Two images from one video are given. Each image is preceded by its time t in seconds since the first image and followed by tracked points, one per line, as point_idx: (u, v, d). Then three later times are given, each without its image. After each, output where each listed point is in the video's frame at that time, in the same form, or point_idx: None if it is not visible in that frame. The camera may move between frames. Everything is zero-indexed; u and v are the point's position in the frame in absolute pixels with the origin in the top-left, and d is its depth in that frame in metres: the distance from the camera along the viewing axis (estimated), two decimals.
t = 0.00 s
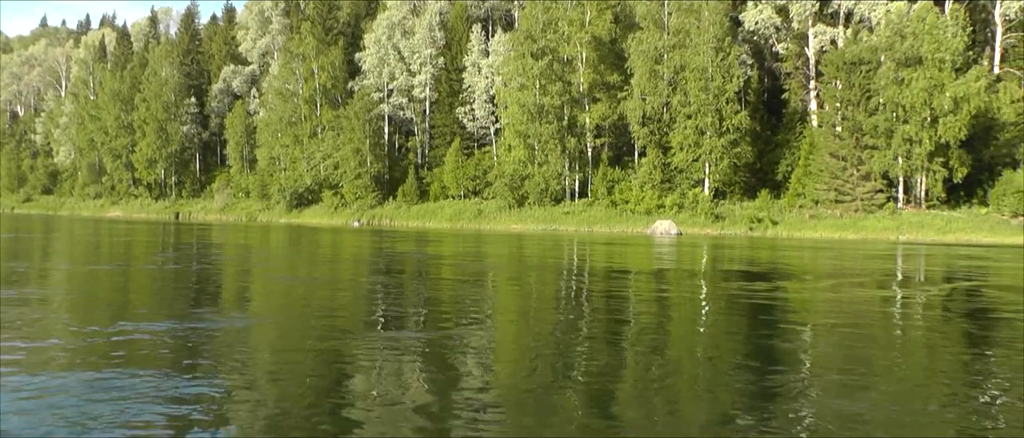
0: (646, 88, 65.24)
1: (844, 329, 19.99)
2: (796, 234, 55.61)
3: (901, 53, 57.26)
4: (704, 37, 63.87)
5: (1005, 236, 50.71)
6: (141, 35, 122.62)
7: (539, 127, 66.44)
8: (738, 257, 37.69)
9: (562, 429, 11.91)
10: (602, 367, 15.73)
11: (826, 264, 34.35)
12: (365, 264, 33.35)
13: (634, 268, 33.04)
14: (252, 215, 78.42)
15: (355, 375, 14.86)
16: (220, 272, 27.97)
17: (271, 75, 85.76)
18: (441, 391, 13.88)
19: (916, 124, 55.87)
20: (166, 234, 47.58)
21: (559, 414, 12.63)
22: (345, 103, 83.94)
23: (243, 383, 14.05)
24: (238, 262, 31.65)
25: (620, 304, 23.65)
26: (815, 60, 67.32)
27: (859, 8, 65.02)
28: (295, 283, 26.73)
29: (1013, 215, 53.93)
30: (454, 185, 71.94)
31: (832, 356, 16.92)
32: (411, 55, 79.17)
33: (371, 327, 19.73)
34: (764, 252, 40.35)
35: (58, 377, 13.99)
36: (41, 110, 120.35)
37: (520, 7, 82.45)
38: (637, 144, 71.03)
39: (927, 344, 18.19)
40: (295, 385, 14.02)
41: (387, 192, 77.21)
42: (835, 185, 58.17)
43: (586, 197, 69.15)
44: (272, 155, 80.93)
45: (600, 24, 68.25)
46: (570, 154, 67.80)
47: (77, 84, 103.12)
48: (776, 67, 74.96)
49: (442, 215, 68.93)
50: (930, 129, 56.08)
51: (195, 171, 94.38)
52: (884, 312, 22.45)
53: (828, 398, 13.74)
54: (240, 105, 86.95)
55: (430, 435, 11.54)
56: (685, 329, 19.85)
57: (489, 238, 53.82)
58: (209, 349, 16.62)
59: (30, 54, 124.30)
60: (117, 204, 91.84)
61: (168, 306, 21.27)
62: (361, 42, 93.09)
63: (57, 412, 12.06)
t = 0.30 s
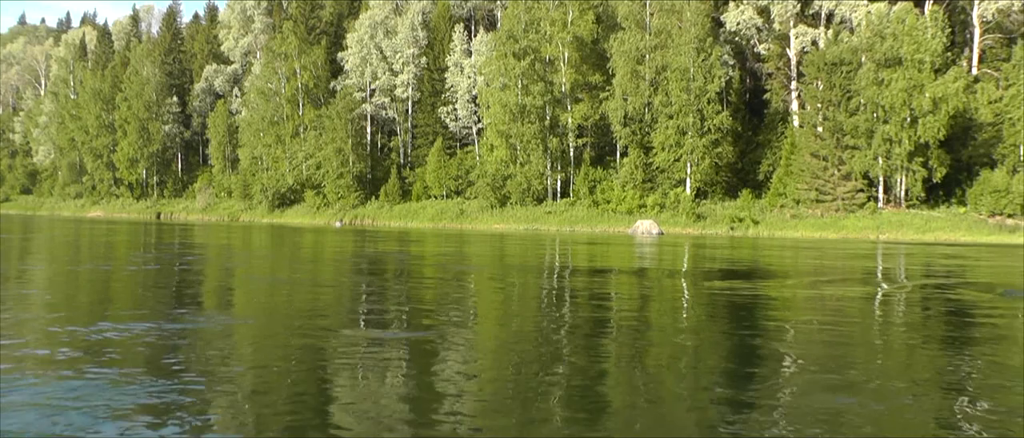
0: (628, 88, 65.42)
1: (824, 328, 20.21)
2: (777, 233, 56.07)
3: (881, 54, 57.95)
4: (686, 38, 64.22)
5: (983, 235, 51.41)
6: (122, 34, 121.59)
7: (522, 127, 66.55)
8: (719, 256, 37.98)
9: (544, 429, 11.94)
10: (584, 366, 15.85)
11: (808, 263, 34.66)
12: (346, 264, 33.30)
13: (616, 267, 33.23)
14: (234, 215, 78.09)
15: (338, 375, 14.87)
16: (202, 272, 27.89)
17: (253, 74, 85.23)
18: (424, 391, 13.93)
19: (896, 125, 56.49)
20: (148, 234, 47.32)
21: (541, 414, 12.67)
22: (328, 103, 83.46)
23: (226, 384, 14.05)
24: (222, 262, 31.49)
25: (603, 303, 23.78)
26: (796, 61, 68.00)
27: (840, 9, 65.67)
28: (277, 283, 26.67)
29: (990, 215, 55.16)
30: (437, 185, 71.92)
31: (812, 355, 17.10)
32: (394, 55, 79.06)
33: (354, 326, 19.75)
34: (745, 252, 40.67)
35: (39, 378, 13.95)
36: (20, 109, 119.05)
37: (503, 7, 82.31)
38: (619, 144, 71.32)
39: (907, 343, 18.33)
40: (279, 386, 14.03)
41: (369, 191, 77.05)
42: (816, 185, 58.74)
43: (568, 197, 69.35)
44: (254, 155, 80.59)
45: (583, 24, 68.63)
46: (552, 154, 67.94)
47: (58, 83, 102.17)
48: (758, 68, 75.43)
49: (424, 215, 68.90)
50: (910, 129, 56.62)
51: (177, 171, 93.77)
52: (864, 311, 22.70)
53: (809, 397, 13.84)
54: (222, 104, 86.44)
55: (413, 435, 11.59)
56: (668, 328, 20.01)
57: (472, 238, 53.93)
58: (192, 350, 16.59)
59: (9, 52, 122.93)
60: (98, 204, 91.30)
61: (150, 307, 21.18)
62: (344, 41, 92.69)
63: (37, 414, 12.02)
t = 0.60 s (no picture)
0: (611, 88, 65.61)
1: (807, 327, 20.34)
2: (760, 232, 56.38)
3: (864, 55, 58.20)
4: (669, 38, 64.44)
5: (964, 234, 51.98)
6: (105, 33, 120.57)
7: (506, 127, 66.58)
8: (703, 256, 38.16)
9: (527, 428, 11.95)
10: (569, 366, 15.89)
11: (791, 263, 34.87)
12: (330, 265, 33.18)
13: (600, 267, 33.34)
14: (218, 215, 77.66)
15: (323, 376, 14.82)
16: (185, 273, 27.70)
17: (236, 74, 84.73)
18: (408, 391, 13.92)
19: (878, 125, 56.94)
20: (130, 235, 46.96)
21: (523, 414, 12.67)
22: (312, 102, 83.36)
23: (210, 385, 13.97)
24: (205, 262, 31.27)
25: (587, 303, 23.83)
26: (779, 62, 68.32)
27: (823, 10, 66.09)
28: (260, 284, 26.55)
29: (970, 214, 55.54)
30: (421, 185, 71.79)
31: (796, 354, 17.20)
32: (377, 54, 78.40)
33: (338, 327, 19.69)
34: (729, 252, 40.79)
35: (20, 380, 13.84)
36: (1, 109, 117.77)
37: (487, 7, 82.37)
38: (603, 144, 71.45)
39: (889, 342, 18.45)
40: (263, 386, 13.97)
41: (353, 191, 76.80)
42: (799, 185, 59.08)
43: (552, 196, 69.40)
44: (238, 155, 80.15)
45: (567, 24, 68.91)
46: (536, 154, 67.93)
47: (39, 82, 101.17)
48: (742, 68, 75.90)
49: (408, 215, 68.76)
50: (892, 129, 57.08)
51: (160, 171, 93.08)
52: (847, 310, 22.83)
53: (794, 397, 13.86)
54: (206, 104, 85.87)
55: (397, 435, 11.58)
56: (652, 327, 20.08)
57: (457, 237, 54.07)
58: (175, 351, 16.49)
59: None
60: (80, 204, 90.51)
61: (132, 308, 21.03)
62: (328, 41, 92.26)
63: (17, 416, 11.92)
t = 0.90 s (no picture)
0: (593, 89, 65.78)
1: (789, 325, 20.46)
2: (742, 232, 56.75)
3: (844, 55, 58.66)
4: (650, 38, 64.65)
5: (942, 234, 52.55)
6: (85, 31, 119.41)
7: (487, 127, 66.60)
8: (685, 255, 38.30)
9: (507, 429, 11.91)
10: (552, 365, 15.91)
11: (772, 262, 35.10)
12: (311, 265, 33.03)
13: (581, 267, 33.39)
14: (199, 215, 77.19)
15: (305, 376, 14.76)
16: (166, 274, 27.51)
17: (218, 73, 84.18)
18: (391, 391, 13.88)
19: (858, 125, 57.40)
20: (111, 236, 46.59)
21: (506, 413, 12.68)
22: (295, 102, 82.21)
23: (191, 386, 13.88)
24: (186, 263, 31.06)
25: (570, 302, 23.86)
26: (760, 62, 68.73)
27: (804, 11, 66.62)
28: (241, 284, 26.40)
29: (949, 214, 56.41)
30: (403, 185, 71.66)
31: (777, 352, 17.31)
32: (359, 54, 78.35)
33: (320, 327, 19.59)
34: (711, 251, 40.86)
35: None
36: None
37: (470, 7, 82.36)
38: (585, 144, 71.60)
39: (869, 341, 18.60)
40: (244, 387, 13.89)
41: (336, 191, 76.51)
42: (780, 185, 59.53)
43: (534, 196, 69.43)
44: (220, 155, 79.66)
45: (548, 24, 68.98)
46: (518, 154, 67.96)
47: (17, 81, 100.01)
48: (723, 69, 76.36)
49: (390, 215, 68.61)
50: (872, 129, 57.56)
51: (141, 171, 92.30)
52: (828, 309, 22.98)
53: (773, 396, 13.90)
54: (187, 103, 85.21)
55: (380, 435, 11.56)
56: (634, 326, 20.13)
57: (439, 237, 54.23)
58: (155, 352, 16.38)
59: None
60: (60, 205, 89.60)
61: (112, 309, 20.85)
62: (310, 40, 91.76)
63: None
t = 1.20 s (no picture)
0: (575, 89, 65.93)
1: (769, 324, 20.61)
2: (723, 232, 57.10)
3: (824, 56, 59.28)
4: (632, 39, 64.87)
5: (921, 234, 53.09)
6: (66, 30, 118.27)
7: (469, 127, 66.59)
8: (666, 255, 38.44)
9: (490, 428, 11.97)
10: (534, 364, 15.97)
11: (753, 261, 35.32)
12: (292, 265, 32.89)
13: (562, 266, 33.46)
14: (180, 215, 76.66)
15: (287, 375, 14.74)
16: (146, 274, 27.30)
17: (200, 72, 83.58)
18: (374, 390, 13.90)
19: (839, 125, 57.86)
20: (90, 236, 46.16)
21: (488, 412, 12.73)
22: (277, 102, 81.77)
23: (172, 386, 13.82)
24: (167, 263, 30.86)
25: (550, 302, 23.89)
26: (742, 63, 69.18)
27: (785, 12, 67.19)
28: (222, 284, 26.27)
29: (928, 214, 56.80)
30: (385, 185, 71.51)
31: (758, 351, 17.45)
32: (342, 54, 78.08)
33: (302, 327, 19.53)
34: (690, 252, 40.59)
35: None
36: None
37: (452, 7, 82.24)
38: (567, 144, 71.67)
39: (849, 339, 18.78)
40: (227, 387, 13.84)
41: (317, 191, 76.25)
42: (761, 185, 59.94)
43: (515, 196, 69.34)
44: (202, 154, 79.13)
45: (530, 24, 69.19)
46: (500, 154, 67.98)
47: None
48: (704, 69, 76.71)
49: (372, 215, 68.44)
50: (852, 130, 58.03)
51: (122, 171, 91.46)
52: (808, 308, 23.14)
53: (754, 394, 14.01)
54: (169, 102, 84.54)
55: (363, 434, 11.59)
56: (616, 326, 20.21)
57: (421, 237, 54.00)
58: (136, 352, 16.29)
59: None
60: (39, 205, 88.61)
61: (91, 309, 20.68)
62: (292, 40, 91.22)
63: None
